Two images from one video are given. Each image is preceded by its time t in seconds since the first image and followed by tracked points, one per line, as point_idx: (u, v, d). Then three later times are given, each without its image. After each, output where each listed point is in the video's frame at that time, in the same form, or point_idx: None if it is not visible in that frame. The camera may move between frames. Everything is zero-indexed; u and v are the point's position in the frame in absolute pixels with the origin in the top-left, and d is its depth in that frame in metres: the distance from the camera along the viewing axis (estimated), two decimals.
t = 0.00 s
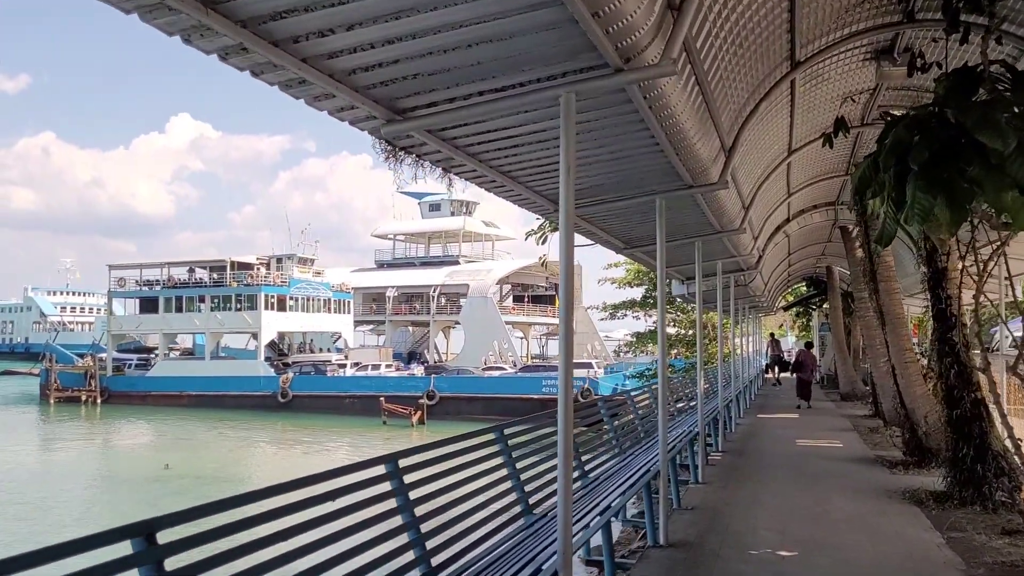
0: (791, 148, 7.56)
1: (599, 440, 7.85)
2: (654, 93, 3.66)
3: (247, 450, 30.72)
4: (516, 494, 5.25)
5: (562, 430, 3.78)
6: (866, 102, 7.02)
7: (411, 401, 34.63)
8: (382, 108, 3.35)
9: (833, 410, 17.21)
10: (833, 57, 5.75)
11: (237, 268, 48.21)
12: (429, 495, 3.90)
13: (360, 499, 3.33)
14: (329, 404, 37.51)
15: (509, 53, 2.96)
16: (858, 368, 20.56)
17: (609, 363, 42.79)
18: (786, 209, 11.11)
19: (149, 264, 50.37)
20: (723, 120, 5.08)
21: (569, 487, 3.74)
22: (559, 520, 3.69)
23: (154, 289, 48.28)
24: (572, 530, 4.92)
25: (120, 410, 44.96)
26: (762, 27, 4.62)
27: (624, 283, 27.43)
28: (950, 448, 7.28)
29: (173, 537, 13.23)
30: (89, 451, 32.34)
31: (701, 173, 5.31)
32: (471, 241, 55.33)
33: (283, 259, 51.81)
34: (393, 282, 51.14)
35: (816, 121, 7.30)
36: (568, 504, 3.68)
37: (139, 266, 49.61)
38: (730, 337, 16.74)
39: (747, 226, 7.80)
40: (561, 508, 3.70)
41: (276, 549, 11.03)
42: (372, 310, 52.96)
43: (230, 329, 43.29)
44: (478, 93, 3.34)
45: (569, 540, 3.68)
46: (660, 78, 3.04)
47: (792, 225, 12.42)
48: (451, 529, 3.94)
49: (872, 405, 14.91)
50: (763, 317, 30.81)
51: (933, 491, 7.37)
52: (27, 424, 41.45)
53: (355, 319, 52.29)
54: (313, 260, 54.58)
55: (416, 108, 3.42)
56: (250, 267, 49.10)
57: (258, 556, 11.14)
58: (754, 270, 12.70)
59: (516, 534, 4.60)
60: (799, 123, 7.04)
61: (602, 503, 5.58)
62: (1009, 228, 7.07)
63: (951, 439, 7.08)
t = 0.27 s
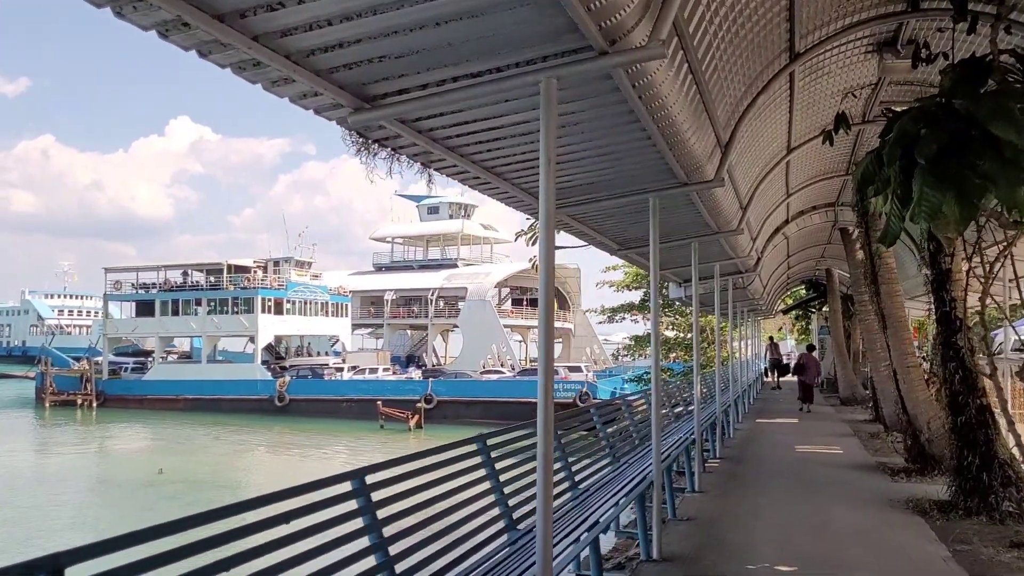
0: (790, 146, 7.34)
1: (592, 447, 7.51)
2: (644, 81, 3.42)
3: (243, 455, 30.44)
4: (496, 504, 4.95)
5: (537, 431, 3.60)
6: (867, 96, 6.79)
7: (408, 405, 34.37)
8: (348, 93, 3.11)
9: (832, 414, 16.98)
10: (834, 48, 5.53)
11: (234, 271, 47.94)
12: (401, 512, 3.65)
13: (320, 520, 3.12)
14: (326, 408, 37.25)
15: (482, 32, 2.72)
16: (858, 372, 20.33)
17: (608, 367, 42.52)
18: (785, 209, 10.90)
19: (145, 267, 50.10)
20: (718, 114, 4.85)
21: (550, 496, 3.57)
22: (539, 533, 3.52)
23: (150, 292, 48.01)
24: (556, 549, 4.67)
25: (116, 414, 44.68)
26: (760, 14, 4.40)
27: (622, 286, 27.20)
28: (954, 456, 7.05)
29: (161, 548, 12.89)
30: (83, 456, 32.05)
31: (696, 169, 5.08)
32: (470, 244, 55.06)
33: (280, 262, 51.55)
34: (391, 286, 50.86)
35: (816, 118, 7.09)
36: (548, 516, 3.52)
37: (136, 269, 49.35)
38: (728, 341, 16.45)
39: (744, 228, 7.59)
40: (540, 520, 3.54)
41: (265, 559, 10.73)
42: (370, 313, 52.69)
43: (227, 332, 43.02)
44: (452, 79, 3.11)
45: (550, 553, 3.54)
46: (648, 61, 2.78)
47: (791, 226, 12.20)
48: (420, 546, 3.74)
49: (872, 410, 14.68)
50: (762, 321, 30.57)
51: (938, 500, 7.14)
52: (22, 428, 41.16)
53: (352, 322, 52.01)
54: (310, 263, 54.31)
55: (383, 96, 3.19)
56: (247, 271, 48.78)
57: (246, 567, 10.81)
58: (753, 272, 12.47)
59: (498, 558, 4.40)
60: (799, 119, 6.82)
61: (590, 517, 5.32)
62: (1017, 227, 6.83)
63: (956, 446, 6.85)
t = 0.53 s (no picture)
0: (786, 140, 7.13)
1: (580, 448, 7.26)
2: (625, 60, 3.21)
3: (238, 457, 30.20)
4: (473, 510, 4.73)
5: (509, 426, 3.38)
6: (865, 88, 6.58)
7: (405, 408, 34.16)
8: (304, 71, 2.90)
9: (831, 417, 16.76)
10: (830, 35, 5.32)
11: (231, 272, 47.70)
12: (362, 517, 3.41)
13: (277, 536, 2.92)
14: (323, 410, 37.02)
15: (444, 1, 2.51)
16: (857, 373, 20.12)
17: (607, 369, 42.28)
18: (782, 208, 10.70)
19: (142, 268, 49.87)
20: (709, 102, 4.63)
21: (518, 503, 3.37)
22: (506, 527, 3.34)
23: (147, 293, 47.78)
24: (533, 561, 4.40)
25: (112, 416, 44.43)
26: None
27: (620, 287, 26.97)
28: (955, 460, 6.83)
29: (148, 552, 12.65)
30: (76, 458, 31.82)
31: (686, 160, 4.86)
32: (467, 246, 54.81)
33: (277, 264, 51.31)
34: (389, 287, 50.60)
35: (813, 111, 6.89)
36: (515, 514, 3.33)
37: (132, 270, 49.11)
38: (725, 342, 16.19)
39: (739, 225, 7.39)
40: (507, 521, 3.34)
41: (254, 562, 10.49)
42: (367, 315, 52.44)
43: (223, 334, 42.77)
44: (416, 54, 2.89)
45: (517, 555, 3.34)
46: (627, 32, 2.55)
47: (789, 225, 12.00)
48: (385, 553, 3.52)
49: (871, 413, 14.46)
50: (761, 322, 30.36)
51: (939, 505, 6.91)
52: (16, 430, 40.90)
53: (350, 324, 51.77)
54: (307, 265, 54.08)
55: (342, 73, 2.97)
56: (243, 272, 48.55)
57: (235, 570, 10.57)
58: (750, 272, 12.26)
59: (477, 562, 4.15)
60: (795, 111, 6.62)
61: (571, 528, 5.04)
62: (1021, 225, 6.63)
63: (958, 449, 6.62)
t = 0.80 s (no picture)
0: (786, 134, 6.90)
1: (572, 449, 7.02)
2: (610, 39, 2.99)
3: (233, 456, 29.95)
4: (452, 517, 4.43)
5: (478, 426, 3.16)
6: (869, 80, 6.35)
7: (402, 406, 33.91)
8: (257, 47, 2.68)
9: (831, 418, 16.54)
10: (834, 22, 5.08)
11: (228, 270, 47.43)
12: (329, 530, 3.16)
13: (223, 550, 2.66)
14: (320, 409, 36.76)
15: None
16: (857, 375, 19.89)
17: (605, 368, 42.02)
18: (781, 206, 10.47)
19: (139, 265, 49.60)
20: (704, 91, 4.40)
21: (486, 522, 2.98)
22: (474, 517, 2.97)
23: (144, 291, 47.52)
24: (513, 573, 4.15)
25: (109, 413, 44.19)
26: None
27: (618, 287, 26.75)
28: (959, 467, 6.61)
29: (136, 553, 12.44)
30: (71, 455, 31.56)
31: (679, 151, 4.63)
32: (467, 244, 54.54)
33: (275, 262, 51.05)
34: (387, 286, 50.33)
35: (814, 104, 6.67)
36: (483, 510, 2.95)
37: (129, 267, 48.84)
38: (723, 342, 15.92)
39: (736, 223, 7.18)
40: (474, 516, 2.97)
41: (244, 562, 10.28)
42: (366, 314, 52.16)
43: (220, 332, 42.50)
44: (380, 29, 2.66)
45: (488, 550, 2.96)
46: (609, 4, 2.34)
47: (788, 223, 11.79)
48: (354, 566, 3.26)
49: (872, 415, 14.24)
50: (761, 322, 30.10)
51: (942, 514, 6.69)
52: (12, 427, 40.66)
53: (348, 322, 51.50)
54: (306, 263, 53.82)
55: (300, 50, 2.76)
56: (241, 270, 48.31)
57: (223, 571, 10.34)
58: (749, 271, 12.05)
59: None
60: (795, 104, 6.40)
61: (553, 541, 4.81)
62: None
63: (963, 457, 6.38)
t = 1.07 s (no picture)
0: (778, 124, 6.70)
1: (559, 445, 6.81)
2: (587, 5, 2.77)
3: (220, 453, 29.61)
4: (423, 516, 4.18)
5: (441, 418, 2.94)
6: (864, 67, 6.14)
7: (392, 403, 33.65)
8: (197, 6, 2.46)
9: (822, 416, 16.38)
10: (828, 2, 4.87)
11: (217, 266, 47.01)
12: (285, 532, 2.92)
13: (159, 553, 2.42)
14: (308, 406, 36.46)
15: None
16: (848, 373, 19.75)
17: (596, 366, 41.89)
18: (773, 200, 10.28)
19: (126, 261, 49.09)
20: (692, 71, 4.18)
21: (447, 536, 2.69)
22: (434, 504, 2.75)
23: (131, 286, 47.02)
24: None
25: (95, 410, 43.72)
26: None
27: (609, 285, 26.58)
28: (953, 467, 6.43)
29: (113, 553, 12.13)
30: (55, 452, 31.14)
31: (666, 136, 4.42)
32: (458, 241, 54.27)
33: (264, 258, 50.65)
34: (377, 282, 50.02)
35: (807, 93, 6.46)
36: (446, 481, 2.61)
37: (116, 263, 48.34)
38: (713, 340, 15.72)
39: (726, 215, 6.98)
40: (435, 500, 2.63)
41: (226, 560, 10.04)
42: (355, 310, 51.83)
43: (209, 328, 42.10)
44: None
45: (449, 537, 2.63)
46: None
47: (779, 219, 11.59)
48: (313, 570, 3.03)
49: (863, 414, 14.08)
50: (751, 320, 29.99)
51: (937, 516, 6.49)
52: None
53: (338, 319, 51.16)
54: (295, 259, 53.41)
55: (245, 10, 2.53)
56: (230, 266, 47.92)
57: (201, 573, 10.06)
58: (740, 268, 11.85)
59: None
60: (788, 92, 6.19)
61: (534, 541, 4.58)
62: None
63: (959, 458, 6.19)
